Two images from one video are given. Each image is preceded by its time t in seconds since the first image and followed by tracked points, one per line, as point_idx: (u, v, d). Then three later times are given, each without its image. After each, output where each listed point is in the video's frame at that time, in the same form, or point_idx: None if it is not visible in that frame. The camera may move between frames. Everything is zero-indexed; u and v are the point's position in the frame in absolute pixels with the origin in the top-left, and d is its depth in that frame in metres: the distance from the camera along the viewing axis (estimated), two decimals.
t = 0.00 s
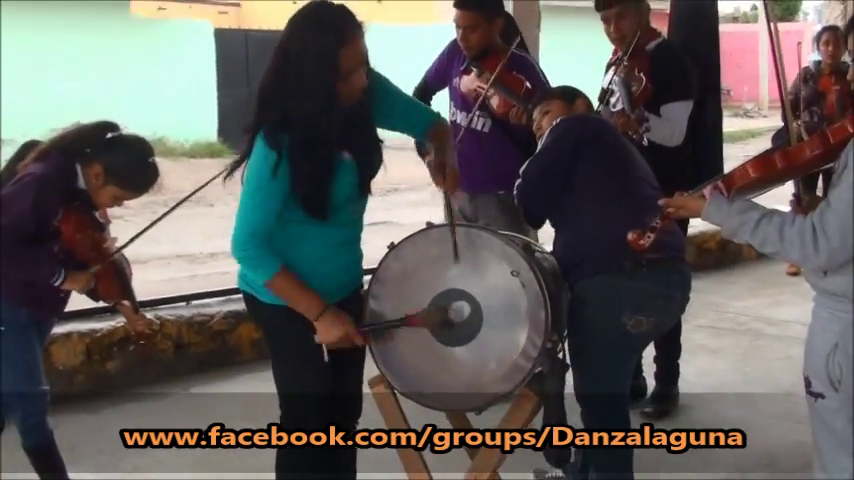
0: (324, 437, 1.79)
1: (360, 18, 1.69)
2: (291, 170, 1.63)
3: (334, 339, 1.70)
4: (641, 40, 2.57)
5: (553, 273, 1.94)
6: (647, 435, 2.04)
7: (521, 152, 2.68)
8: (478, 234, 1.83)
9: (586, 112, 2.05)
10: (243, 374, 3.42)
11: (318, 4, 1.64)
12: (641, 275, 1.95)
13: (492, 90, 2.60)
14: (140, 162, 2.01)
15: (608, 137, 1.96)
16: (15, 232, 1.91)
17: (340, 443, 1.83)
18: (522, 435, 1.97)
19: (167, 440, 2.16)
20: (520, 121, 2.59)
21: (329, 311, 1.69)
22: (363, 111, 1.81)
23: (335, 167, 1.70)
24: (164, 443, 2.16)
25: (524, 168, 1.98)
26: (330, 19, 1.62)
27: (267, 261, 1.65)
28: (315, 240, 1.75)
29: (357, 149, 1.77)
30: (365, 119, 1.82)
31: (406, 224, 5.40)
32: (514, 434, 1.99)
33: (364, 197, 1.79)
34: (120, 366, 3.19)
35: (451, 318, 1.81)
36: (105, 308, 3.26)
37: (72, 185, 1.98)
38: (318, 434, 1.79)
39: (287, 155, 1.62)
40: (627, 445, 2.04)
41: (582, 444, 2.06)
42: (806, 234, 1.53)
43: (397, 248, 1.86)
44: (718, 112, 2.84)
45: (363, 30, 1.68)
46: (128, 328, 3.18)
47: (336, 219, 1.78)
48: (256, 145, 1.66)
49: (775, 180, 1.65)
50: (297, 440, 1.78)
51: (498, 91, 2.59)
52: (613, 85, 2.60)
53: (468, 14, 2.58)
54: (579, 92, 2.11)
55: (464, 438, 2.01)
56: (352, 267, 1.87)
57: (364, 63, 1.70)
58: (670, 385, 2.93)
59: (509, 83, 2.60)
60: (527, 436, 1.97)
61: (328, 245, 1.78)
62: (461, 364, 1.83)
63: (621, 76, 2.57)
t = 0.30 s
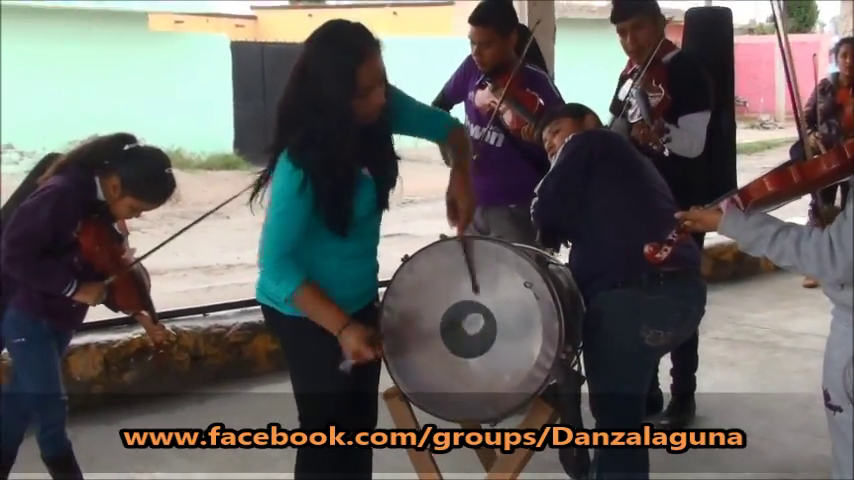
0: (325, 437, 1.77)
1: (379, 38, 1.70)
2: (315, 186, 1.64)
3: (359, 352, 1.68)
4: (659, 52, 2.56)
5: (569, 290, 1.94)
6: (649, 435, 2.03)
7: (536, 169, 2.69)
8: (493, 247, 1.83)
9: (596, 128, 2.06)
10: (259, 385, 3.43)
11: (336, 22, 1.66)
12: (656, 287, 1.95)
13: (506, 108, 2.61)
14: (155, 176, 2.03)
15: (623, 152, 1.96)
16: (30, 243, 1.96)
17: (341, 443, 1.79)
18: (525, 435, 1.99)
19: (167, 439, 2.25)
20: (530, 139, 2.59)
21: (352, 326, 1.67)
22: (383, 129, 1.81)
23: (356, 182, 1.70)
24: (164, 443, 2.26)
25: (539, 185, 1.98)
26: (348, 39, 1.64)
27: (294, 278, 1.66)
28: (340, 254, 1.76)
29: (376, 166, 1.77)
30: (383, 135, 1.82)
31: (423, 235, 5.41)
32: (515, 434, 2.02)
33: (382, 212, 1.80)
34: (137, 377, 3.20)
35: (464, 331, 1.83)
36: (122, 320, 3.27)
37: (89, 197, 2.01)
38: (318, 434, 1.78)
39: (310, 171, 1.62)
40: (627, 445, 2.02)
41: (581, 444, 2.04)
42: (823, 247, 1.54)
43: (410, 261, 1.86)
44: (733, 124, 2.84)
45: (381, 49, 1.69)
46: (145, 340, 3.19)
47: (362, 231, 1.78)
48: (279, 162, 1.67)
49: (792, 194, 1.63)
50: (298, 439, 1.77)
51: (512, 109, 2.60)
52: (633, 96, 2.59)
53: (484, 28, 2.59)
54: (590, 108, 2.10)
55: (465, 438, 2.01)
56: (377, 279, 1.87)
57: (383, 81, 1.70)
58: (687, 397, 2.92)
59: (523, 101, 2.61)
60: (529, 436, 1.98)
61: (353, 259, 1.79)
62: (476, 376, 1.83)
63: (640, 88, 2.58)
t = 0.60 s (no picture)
0: (324, 437, 1.80)
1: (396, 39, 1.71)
2: (335, 180, 1.64)
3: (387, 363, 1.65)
4: (675, 53, 2.61)
5: (580, 295, 1.94)
6: (649, 435, 2.03)
7: (545, 173, 2.70)
8: (505, 250, 1.83)
9: (610, 130, 2.06)
10: (270, 388, 3.44)
11: (353, 23, 1.67)
12: (666, 291, 1.95)
13: (516, 110, 2.63)
14: (165, 175, 2.02)
15: (635, 154, 1.97)
16: (48, 248, 1.99)
17: (341, 443, 1.80)
18: (524, 435, 1.98)
19: (167, 440, 2.26)
20: (539, 146, 2.63)
21: (379, 337, 1.64)
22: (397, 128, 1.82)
23: (377, 178, 1.71)
24: (164, 443, 2.27)
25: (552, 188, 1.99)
26: (364, 39, 1.65)
27: (320, 275, 1.64)
28: (357, 255, 1.75)
29: (391, 163, 1.78)
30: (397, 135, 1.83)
31: (433, 240, 5.42)
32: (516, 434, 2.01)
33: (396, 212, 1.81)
34: (149, 378, 3.22)
35: (476, 333, 1.83)
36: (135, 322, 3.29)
37: (101, 198, 2.03)
38: (319, 434, 1.80)
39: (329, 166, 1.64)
40: (628, 445, 2.03)
41: (582, 443, 2.03)
42: (836, 252, 1.55)
43: (423, 263, 1.87)
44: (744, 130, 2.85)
45: (398, 50, 1.70)
46: (157, 342, 3.21)
47: (380, 231, 1.78)
48: (299, 161, 1.68)
49: (804, 198, 1.65)
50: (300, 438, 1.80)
51: (522, 112, 2.62)
52: (648, 91, 2.60)
53: (498, 32, 2.60)
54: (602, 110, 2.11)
55: (461, 437, 2.00)
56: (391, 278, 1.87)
57: (398, 82, 1.72)
58: (696, 402, 2.93)
59: (533, 104, 2.63)
60: (528, 436, 1.97)
61: (368, 262, 1.79)
62: (486, 380, 1.83)
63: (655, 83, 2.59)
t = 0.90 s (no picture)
0: (324, 438, 1.81)
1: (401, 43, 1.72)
2: (341, 178, 1.67)
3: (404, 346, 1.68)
4: (687, 57, 2.62)
5: (584, 296, 1.95)
6: (649, 435, 2.04)
7: (551, 174, 2.71)
8: (510, 253, 1.84)
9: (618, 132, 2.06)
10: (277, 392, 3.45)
11: (356, 26, 1.67)
12: (671, 293, 1.96)
13: (520, 108, 2.66)
14: (166, 176, 2.07)
15: (641, 154, 1.98)
16: (54, 252, 2.00)
17: (341, 443, 1.80)
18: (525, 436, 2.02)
19: (167, 439, 2.31)
20: (545, 140, 2.63)
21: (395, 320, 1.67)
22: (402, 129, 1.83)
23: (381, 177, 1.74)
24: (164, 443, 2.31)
25: (558, 189, 1.99)
26: (368, 41, 1.65)
27: (331, 268, 1.66)
28: (367, 254, 1.79)
29: (396, 164, 1.80)
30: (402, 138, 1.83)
31: (441, 244, 5.42)
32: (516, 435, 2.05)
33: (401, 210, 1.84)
34: (157, 382, 3.24)
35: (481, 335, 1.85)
36: (143, 326, 3.31)
37: (106, 202, 2.06)
38: (319, 434, 1.81)
39: (336, 164, 1.66)
40: (628, 445, 2.04)
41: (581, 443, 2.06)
42: (842, 255, 1.54)
43: (429, 265, 1.88)
44: (751, 133, 2.85)
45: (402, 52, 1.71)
46: (165, 346, 3.23)
47: (386, 231, 1.81)
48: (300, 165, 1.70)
49: (808, 202, 1.66)
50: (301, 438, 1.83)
51: (527, 111, 2.65)
52: (657, 91, 2.60)
53: (498, 34, 2.62)
54: (612, 114, 2.11)
55: (463, 437, 2.04)
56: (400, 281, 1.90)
57: (402, 84, 1.72)
58: (704, 404, 2.93)
59: (537, 102, 2.66)
60: (529, 436, 2.02)
61: (377, 262, 1.82)
62: (492, 381, 1.84)
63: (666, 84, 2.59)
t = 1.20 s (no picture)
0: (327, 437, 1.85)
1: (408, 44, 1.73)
2: (352, 184, 1.67)
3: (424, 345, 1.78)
4: (701, 59, 2.61)
5: (598, 300, 1.95)
6: (649, 435, 2.03)
7: (564, 179, 2.71)
8: (523, 253, 1.84)
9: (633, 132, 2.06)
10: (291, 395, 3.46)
11: (362, 29, 1.69)
12: (686, 293, 1.95)
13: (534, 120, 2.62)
14: (174, 180, 2.10)
15: (653, 156, 1.97)
16: (56, 255, 2.01)
17: (341, 442, 1.81)
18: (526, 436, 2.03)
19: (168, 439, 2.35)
20: (559, 153, 2.62)
21: (417, 321, 1.76)
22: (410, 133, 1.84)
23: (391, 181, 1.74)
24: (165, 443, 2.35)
25: (573, 186, 2.00)
26: (376, 43, 1.67)
27: (350, 278, 1.67)
28: (376, 256, 1.79)
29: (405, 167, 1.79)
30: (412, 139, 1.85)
31: (454, 248, 5.44)
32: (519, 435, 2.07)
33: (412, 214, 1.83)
34: (171, 386, 3.26)
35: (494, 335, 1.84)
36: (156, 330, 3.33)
37: (116, 206, 2.09)
38: (323, 434, 1.87)
39: (346, 170, 1.66)
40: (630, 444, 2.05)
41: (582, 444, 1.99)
42: None
43: (441, 266, 1.88)
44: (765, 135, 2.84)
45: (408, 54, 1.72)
46: (180, 349, 3.25)
47: (397, 232, 1.81)
48: (314, 166, 1.70)
49: (824, 196, 1.60)
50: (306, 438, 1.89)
51: (541, 122, 2.62)
52: (673, 90, 2.62)
53: (513, 42, 2.63)
54: (627, 111, 2.11)
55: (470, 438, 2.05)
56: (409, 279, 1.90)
57: (408, 86, 1.74)
58: (718, 406, 2.93)
59: (551, 113, 2.63)
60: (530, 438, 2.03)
61: (386, 264, 1.82)
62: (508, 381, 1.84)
63: (681, 83, 2.61)
